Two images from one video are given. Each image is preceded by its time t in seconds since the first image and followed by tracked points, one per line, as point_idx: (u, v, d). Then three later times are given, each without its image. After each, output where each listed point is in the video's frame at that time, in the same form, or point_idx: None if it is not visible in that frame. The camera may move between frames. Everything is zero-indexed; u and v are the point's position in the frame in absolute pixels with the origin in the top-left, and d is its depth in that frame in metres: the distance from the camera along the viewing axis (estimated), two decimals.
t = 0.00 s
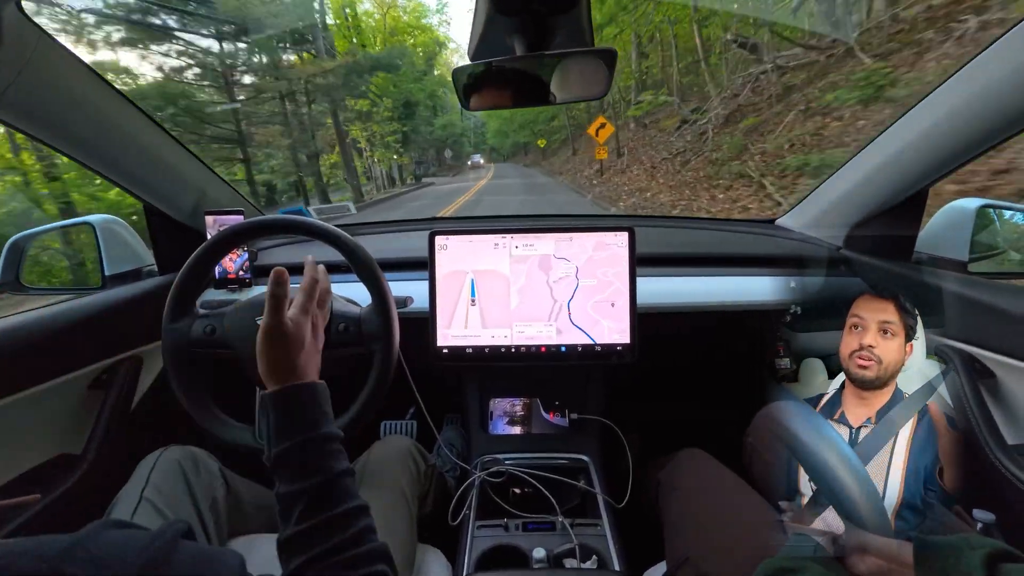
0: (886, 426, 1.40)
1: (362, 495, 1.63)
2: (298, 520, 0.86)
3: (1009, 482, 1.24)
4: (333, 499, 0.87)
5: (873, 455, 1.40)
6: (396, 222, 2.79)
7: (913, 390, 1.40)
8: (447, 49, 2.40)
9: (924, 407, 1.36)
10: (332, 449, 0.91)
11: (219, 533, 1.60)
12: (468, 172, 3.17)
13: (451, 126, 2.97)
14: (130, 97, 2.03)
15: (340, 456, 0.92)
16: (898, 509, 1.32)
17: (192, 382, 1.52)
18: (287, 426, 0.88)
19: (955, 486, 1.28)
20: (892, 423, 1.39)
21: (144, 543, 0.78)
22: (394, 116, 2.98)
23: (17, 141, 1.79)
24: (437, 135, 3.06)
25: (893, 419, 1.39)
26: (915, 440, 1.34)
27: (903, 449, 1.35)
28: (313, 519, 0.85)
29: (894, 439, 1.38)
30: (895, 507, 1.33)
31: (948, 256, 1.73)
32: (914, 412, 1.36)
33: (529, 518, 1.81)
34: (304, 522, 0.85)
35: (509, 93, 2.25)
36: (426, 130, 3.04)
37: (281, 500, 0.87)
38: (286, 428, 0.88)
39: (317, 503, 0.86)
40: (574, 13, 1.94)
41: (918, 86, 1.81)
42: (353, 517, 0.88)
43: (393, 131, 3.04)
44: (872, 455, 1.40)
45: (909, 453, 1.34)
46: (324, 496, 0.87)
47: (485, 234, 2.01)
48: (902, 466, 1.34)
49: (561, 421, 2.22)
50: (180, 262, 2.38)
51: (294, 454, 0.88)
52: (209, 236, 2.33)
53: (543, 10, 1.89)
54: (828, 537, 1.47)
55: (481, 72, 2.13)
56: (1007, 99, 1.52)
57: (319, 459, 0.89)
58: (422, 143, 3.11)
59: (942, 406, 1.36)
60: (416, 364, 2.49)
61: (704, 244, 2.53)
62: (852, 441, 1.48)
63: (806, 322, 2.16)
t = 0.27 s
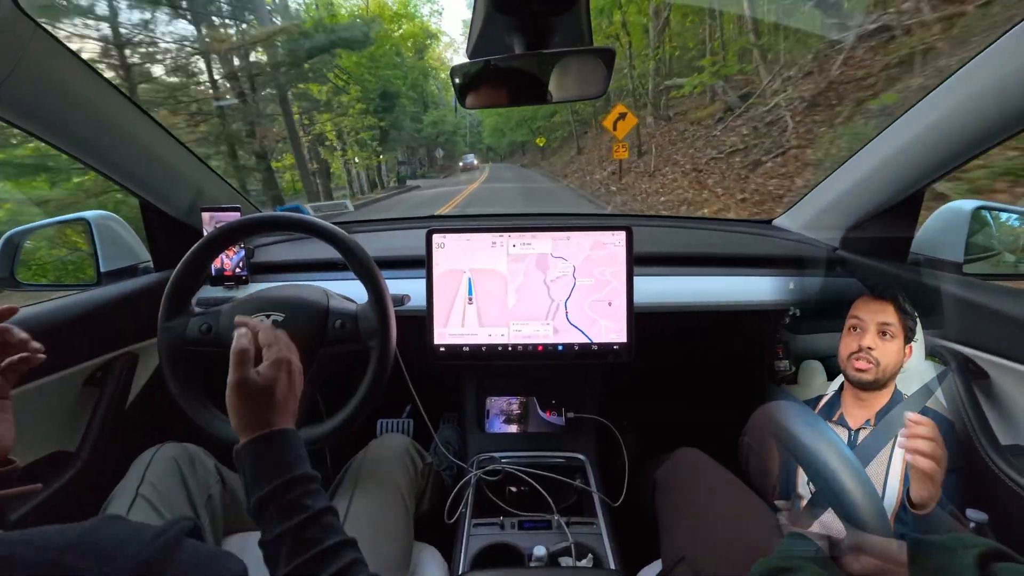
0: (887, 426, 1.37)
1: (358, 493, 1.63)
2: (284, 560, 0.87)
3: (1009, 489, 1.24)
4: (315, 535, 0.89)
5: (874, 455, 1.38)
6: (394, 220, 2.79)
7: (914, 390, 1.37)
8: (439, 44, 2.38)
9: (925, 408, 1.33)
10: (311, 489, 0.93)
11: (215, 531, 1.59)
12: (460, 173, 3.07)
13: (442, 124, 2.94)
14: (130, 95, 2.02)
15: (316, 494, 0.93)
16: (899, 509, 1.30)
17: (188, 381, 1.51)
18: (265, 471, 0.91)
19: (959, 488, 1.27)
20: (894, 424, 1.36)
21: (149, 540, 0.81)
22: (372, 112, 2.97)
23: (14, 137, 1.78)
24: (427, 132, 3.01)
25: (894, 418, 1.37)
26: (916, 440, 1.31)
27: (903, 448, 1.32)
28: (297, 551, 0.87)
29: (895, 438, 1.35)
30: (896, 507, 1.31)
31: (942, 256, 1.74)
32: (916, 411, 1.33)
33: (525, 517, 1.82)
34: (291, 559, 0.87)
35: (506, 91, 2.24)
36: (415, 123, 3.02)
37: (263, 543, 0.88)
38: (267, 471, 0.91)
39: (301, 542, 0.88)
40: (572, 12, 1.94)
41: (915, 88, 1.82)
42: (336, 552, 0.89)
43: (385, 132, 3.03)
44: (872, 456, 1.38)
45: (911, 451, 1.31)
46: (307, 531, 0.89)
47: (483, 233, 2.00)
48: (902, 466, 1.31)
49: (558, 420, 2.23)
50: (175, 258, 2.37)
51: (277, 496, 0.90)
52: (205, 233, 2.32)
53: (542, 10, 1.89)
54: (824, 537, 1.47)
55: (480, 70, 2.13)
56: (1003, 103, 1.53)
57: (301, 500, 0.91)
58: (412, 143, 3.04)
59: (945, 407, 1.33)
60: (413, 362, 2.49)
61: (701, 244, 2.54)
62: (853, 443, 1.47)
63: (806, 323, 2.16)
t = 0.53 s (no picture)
0: (886, 428, 1.38)
1: (357, 492, 1.63)
2: None
3: (1007, 490, 1.24)
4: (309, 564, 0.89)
5: (874, 455, 1.39)
6: (392, 219, 2.79)
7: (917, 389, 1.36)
8: (433, 38, 2.41)
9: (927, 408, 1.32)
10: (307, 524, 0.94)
11: (212, 530, 1.59)
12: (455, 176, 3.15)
13: (429, 117, 2.98)
14: (125, 93, 2.02)
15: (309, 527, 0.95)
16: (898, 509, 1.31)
17: (185, 381, 1.51)
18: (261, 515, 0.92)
19: (958, 490, 1.28)
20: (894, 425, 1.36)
21: (151, 549, 0.83)
22: (340, 104, 2.90)
23: (9, 134, 1.77)
24: (415, 127, 3.04)
25: (894, 420, 1.37)
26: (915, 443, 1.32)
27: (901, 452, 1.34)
28: None
29: (894, 440, 1.36)
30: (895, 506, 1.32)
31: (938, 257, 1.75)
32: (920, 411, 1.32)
33: (522, 516, 1.82)
34: None
35: (504, 90, 2.24)
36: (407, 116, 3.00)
37: None
38: (265, 504, 0.93)
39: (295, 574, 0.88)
40: (571, 11, 1.94)
41: (911, 89, 1.82)
42: None
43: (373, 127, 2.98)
44: (872, 456, 1.38)
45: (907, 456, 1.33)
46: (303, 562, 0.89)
47: (481, 232, 2.00)
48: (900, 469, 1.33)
49: (555, 419, 2.24)
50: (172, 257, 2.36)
51: (273, 529, 0.91)
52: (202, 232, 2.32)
53: (541, 9, 1.90)
54: (822, 536, 1.47)
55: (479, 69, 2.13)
56: (998, 104, 1.54)
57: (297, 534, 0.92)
58: (400, 142, 3.06)
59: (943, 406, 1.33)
60: (411, 361, 2.49)
61: (699, 244, 2.54)
62: (852, 445, 1.47)
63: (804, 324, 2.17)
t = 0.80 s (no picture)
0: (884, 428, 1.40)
1: (356, 493, 1.63)
2: (300, 568, 0.92)
3: (1005, 488, 1.23)
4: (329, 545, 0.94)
5: (873, 455, 1.41)
6: (389, 219, 2.79)
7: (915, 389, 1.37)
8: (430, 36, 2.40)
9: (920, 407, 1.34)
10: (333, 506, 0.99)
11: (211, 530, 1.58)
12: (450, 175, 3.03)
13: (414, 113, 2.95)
14: (122, 93, 2.01)
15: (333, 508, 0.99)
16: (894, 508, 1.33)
17: (184, 381, 1.50)
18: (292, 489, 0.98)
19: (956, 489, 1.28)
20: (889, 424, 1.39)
21: (147, 545, 0.82)
22: (295, 93, 2.71)
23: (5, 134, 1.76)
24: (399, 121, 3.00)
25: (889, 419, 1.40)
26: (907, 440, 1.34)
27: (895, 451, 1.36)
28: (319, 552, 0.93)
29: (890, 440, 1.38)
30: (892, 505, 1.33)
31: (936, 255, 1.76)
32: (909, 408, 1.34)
33: (521, 515, 1.82)
34: (304, 569, 0.92)
35: (502, 90, 2.23)
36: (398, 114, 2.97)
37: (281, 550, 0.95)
38: (300, 480, 0.99)
39: (316, 554, 0.93)
40: (569, 10, 1.93)
41: (908, 88, 1.83)
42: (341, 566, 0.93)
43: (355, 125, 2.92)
44: (871, 455, 1.41)
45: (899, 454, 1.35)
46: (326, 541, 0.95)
47: (479, 231, 2.00)
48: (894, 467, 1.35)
49: (554, 418, 2.24)
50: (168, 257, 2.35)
51: (300, 505, 0.97)
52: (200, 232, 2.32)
53: (540, 9, 1.90)
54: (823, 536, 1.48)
55: (477, 69, 2.12)
56: (995, 103, 1.54)
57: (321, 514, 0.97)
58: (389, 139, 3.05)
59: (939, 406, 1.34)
60: (408, 361, 2.48)
61: (695, 243, 2.55)
62: (851, 445, 1.49)
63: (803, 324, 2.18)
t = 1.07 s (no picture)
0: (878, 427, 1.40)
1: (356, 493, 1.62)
2: (321, 545, 0.97)
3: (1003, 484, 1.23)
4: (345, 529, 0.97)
5: (868, 456, 1.40)
6: (387, 218, 2.79)
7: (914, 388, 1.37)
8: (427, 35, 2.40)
9: (920, 407, 1.35)
10: (353, 488, 1.02)
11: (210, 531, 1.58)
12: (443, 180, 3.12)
13: (398, 108, 3.02)
14: (120, 93, 2.01)
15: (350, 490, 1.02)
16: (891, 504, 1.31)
17: (182, 383, 1.50)
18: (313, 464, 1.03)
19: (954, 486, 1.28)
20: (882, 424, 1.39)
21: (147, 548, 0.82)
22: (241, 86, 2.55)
23: None
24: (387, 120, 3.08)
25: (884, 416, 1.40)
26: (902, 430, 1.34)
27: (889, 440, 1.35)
28: (337, 531, 0.97)
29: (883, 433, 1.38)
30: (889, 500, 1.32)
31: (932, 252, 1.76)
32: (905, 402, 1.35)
33: (520, 513, 1.82)
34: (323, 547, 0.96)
35: (500, 91, 2.25)
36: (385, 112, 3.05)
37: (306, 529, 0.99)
38: (326, 459, 1.03)
39: (337, 532, 0.97)
40: (565, 9, 1.93)
41: (905, 85, 1.83)
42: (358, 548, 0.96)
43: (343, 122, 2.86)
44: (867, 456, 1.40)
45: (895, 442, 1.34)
46: (346, 521, 0.99)
47: (477, 230, 2.00)
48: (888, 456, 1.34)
49: (553, 417, 2.25)
50: (165, 257, 2.35)
51: (331, 484, 1.02)
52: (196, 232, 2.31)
53: (537, 8, 1.90)
54: (821, 535, 1.47)
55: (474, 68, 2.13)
56: (991, 100, 1.55)
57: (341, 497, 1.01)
58: (381, 139, 3.16)
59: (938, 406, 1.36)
60: (406, 360, 2.48)
61: (693, 241, 2.55)
62: (850, 444, 1.49)
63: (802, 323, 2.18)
